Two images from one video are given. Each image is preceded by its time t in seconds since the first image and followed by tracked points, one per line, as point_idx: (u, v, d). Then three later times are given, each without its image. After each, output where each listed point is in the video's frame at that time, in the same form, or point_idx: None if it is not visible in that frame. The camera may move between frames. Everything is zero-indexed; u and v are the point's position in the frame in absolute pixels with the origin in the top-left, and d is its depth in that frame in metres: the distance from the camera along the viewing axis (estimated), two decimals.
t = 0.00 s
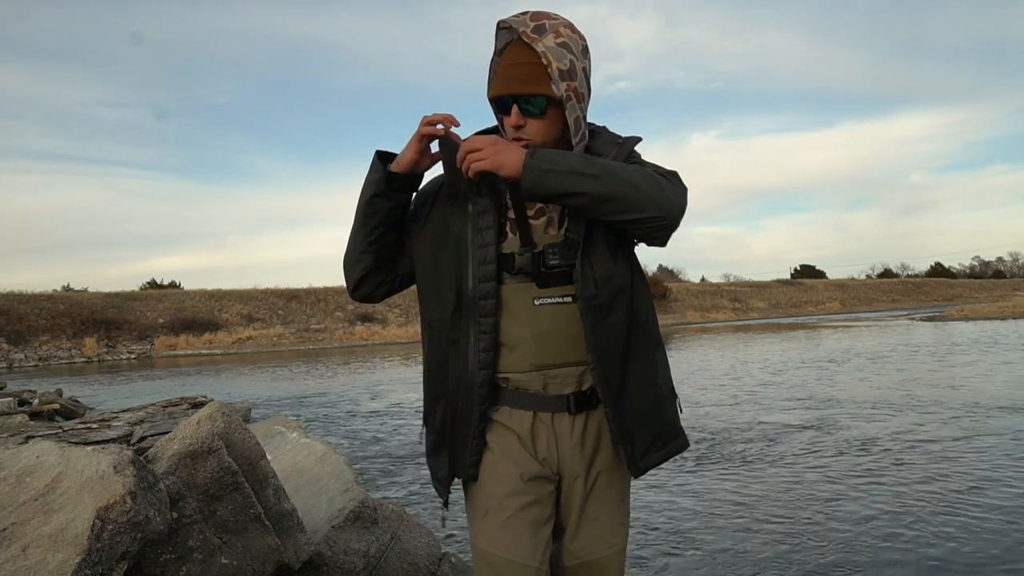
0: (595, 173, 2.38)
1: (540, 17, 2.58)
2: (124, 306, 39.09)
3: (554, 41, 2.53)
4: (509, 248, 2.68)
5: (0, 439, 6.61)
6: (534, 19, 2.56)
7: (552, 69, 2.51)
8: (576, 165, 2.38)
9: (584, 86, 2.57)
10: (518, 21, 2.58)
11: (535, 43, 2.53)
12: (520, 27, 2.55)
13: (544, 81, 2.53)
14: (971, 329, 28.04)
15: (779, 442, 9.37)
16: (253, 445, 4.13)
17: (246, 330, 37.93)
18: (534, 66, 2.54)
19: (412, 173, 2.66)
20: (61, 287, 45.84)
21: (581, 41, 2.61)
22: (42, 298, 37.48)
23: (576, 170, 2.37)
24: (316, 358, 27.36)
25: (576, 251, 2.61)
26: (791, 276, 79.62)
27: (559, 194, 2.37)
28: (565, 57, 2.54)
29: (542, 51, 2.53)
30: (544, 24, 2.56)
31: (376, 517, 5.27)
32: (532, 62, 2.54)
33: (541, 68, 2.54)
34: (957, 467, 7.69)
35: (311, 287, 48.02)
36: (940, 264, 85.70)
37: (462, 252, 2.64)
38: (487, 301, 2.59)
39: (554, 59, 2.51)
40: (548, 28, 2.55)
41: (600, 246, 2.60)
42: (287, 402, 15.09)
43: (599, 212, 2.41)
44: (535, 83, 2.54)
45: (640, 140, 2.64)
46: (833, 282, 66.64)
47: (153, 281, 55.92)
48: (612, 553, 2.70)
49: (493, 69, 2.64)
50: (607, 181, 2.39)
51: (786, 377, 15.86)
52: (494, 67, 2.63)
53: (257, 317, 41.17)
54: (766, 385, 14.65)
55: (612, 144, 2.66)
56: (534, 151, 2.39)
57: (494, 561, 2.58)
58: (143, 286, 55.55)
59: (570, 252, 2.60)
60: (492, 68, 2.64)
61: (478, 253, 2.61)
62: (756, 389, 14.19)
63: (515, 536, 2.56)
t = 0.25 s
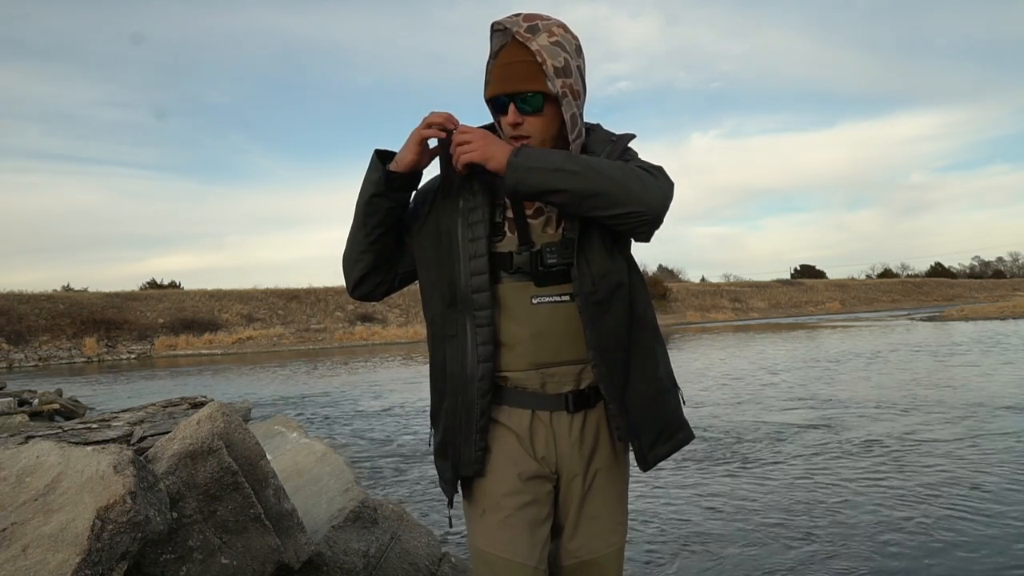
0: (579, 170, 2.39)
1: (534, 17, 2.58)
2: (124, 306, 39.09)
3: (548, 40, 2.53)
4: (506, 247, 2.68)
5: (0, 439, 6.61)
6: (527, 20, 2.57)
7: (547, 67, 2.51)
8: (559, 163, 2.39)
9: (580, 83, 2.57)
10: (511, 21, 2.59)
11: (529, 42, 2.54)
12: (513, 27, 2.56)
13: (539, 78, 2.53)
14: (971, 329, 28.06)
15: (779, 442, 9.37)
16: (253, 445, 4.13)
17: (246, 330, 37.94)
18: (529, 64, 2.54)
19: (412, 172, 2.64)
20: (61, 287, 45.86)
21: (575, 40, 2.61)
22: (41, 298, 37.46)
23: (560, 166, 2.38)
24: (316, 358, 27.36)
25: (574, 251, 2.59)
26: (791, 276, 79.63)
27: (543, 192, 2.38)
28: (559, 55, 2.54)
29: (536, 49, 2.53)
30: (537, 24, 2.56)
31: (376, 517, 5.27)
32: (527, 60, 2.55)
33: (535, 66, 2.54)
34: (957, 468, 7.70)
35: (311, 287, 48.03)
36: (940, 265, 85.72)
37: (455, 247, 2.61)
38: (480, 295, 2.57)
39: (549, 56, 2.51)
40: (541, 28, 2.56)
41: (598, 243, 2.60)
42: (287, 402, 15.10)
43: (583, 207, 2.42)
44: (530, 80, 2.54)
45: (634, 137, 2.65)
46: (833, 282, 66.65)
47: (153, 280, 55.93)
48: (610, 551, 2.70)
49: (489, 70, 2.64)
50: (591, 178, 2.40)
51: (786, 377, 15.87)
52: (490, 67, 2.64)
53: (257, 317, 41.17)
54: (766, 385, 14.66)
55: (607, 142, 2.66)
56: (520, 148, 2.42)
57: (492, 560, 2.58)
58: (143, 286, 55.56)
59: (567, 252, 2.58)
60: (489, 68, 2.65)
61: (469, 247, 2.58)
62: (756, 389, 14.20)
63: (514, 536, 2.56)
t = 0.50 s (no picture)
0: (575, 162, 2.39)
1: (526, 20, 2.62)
2: (124, 306, 39.10)
3: (543, 36, 2.55)
4: (507, 247, 2.68)
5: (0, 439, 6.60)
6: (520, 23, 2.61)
7: (546, 58, 2.52)
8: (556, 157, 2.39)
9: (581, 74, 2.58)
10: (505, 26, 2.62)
11: (525, 39, 2.56)
12: (506, 29, 2.59)
13: (540, 72, 2.54)
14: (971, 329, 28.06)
15: (779, 442, 9.36)
16: (253, 445, 4.13)
17: (246, 330, 37.96)
18: (528, 60, 2.55)
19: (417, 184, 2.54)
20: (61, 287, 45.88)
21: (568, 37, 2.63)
22: (42, 298, 37.47)
23: (557, 158, 2.38)
24: (316, 358, 27.37)
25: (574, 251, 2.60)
26: (791, 276, 79.64)
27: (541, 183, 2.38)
28: (556, 49, 2.56)
29: (531, 44, 2.55)
30: (530, 25, 2.59)
31: (376, 517, 5.27)
32: (526, 57, 2.56)
33: (535, 61, 2.55)
34: (957, 468, 7.70)
35: (311, 287, 48.04)
36: (939, 265, 85.72)
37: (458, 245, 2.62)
38: (486, 292, 2.57)
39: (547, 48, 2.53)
40: (534, 27, 2.59)
41: (594, 243, 2.61)
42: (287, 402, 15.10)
43: (580, 198, 2.41)
44: (532, 74, 2.54)
45: (634, 139, 2.63)
46: (833, 282, 66.65)
47: (153, 280, 55.94)
48: (609, 552, 2.70)
49: (489, 75, 2.66)
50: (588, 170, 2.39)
51: (786, 377, 15.87)
52: (490, 73, 2.65)
53: (257, 317, 41.17)
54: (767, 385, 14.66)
55: (606, 142, 2.63)
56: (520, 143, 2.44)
57: (491, 560, 2.58)
58: (143, 286, 55.57)
59: (567, 253, 2.59)
60: (489, 75, 2.66)
61: (473, 246, 2.60)
62: (756, 389, 14.20)
63: (512, 535, 2.56)
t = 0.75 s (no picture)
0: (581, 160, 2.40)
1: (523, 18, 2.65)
2: (124, 305, 39.09)
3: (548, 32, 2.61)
4: (508, 247, 2.68)
5: None
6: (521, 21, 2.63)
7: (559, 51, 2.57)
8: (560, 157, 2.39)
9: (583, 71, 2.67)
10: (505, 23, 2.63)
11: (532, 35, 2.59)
12: (512, 25, 2.59)
13: (554, 65, 2.58)
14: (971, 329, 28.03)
15: (779, 441, 9.36)
16: (253, 445, 4.13)
17: (246, 330, 37.96)
18: (540, 54, 2.58)
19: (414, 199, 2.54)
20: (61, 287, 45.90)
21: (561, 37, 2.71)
22: (41, 298, 37.46)
23: (562, 158, 2.39)
24: (316, 358, 27.35)
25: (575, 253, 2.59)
26: (791, 276, 79.63)
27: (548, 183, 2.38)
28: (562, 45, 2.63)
29: (541, 39, 2.59)
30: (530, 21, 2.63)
31: (376, 517, 5.27)
32: (537, 51, 2.58)
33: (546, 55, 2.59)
34: (957, 467, 7.70)
35: (311, 287, 48.03)
36: (939, 265, 85.70)
37: (459, 246, 2.62)
38: (485, 295, 2.58)
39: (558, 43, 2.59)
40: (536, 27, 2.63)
41: (596, 242, 2.60)
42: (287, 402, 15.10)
43: (586, 194, 2.41)
44: (546, 67, 2.57)
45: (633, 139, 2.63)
46: (833, 282, 66.63)
47: (153, 280, 55.96)
48: (611, 551, 2.70)
49: (493, 71, 2.63)
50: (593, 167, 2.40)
51: (786, 377, 15.86)
52: (494, 68, 2.63)
53: (257, 317, 41.16)
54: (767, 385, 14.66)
55: (604, 142, 2.62)
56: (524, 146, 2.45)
57: (491, 559, 2.58)
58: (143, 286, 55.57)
59: (569, 254, 2.59)
60: (492, 70, 2.64)
61: (475, 248, 2.60)
62: (756, 389, 14.20)
63: (512, 534, 2.57)
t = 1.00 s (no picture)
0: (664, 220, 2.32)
1: (535, 27, 2.62)
2: (124, 306, 39.08)
3: (560, 51, 2.60)
4: (502, 249, 2.67)
5: None
6: (532, 30, 2.60)
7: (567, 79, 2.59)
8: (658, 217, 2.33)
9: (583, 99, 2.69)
10: (517, 31, 2.59)
11: (543, 54, 2.59)
12: (526, 38, 2.57)
13: (560, 94, 2.59)
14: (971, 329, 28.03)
15: (779, 441, 9.36)
16: (253, 445, 4.12)
17: (246, 330, 37.95)
18: (549, 79, 2.59)
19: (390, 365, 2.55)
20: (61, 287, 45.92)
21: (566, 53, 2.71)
22: (41, 298, 37.44)
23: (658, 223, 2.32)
24: (316, 358, 27.35)
25: (563, 257, 2.56)
26: (792, 276, 79.61)
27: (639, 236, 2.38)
28: (570, 67, 2.63)
29: (553, 60, 2.59)
30: (541, 32, 2.61)
31: (376, 517, 5.27)
32: (546, 75, 2.59)
33: (553, 79, 2.60)
34: (957, 467, 7.69)
35: (311, 287, 48.02)
36: (939, 265, 85.68)
37: (456, 251, 2.65)
38: (480, 298, 2.61)
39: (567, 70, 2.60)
40: (547, 38, 2.61)
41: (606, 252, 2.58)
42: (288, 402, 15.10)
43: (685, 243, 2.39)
44: (551, 95, 2.58)
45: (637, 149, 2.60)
46: (833, 282, 66.62)
47: (153, 280, 55.95)
48: (604, 554, 2.70)
49: (498, 82, 2.61)
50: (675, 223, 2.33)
51: (786, 377, 15.86)
52: (500, 80, 2.61)
53: (257, 317, 41.15)
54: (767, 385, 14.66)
55: (609, 157, 2.64)
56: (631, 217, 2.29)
57: (476, 553, 2.63)
58: (143, 286, 55.56)
59: (555, 258, 2.56)
60: (496, 82, 2.62)
61: (471, 252, 2.63)
62: (756, 389, 14.20)
63: (496, 529, 2.61)
